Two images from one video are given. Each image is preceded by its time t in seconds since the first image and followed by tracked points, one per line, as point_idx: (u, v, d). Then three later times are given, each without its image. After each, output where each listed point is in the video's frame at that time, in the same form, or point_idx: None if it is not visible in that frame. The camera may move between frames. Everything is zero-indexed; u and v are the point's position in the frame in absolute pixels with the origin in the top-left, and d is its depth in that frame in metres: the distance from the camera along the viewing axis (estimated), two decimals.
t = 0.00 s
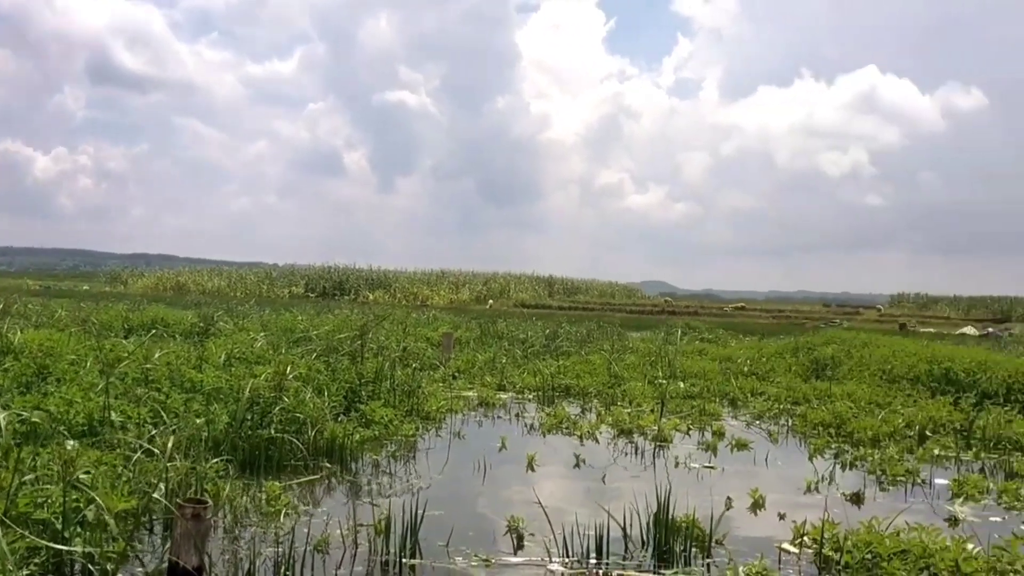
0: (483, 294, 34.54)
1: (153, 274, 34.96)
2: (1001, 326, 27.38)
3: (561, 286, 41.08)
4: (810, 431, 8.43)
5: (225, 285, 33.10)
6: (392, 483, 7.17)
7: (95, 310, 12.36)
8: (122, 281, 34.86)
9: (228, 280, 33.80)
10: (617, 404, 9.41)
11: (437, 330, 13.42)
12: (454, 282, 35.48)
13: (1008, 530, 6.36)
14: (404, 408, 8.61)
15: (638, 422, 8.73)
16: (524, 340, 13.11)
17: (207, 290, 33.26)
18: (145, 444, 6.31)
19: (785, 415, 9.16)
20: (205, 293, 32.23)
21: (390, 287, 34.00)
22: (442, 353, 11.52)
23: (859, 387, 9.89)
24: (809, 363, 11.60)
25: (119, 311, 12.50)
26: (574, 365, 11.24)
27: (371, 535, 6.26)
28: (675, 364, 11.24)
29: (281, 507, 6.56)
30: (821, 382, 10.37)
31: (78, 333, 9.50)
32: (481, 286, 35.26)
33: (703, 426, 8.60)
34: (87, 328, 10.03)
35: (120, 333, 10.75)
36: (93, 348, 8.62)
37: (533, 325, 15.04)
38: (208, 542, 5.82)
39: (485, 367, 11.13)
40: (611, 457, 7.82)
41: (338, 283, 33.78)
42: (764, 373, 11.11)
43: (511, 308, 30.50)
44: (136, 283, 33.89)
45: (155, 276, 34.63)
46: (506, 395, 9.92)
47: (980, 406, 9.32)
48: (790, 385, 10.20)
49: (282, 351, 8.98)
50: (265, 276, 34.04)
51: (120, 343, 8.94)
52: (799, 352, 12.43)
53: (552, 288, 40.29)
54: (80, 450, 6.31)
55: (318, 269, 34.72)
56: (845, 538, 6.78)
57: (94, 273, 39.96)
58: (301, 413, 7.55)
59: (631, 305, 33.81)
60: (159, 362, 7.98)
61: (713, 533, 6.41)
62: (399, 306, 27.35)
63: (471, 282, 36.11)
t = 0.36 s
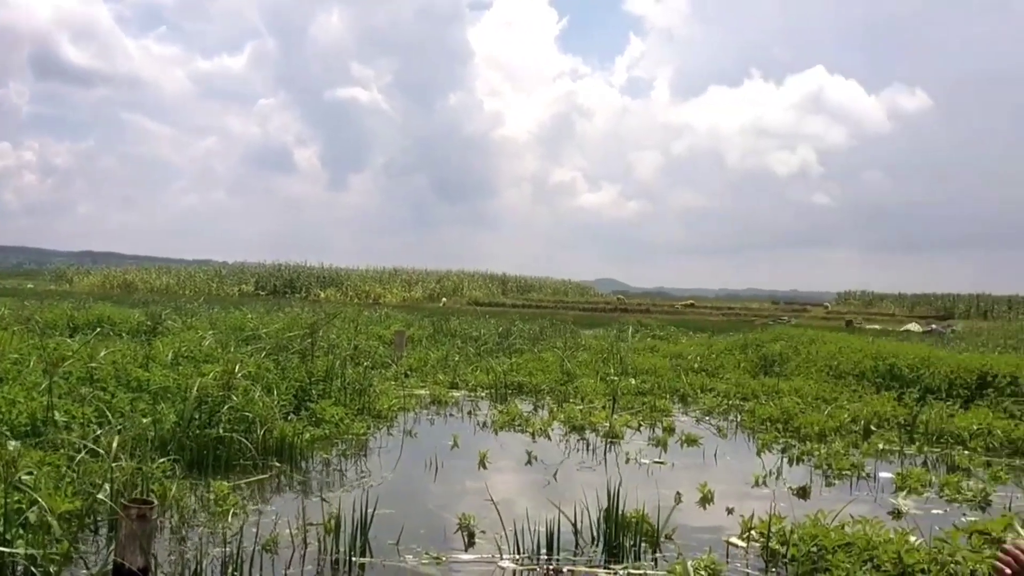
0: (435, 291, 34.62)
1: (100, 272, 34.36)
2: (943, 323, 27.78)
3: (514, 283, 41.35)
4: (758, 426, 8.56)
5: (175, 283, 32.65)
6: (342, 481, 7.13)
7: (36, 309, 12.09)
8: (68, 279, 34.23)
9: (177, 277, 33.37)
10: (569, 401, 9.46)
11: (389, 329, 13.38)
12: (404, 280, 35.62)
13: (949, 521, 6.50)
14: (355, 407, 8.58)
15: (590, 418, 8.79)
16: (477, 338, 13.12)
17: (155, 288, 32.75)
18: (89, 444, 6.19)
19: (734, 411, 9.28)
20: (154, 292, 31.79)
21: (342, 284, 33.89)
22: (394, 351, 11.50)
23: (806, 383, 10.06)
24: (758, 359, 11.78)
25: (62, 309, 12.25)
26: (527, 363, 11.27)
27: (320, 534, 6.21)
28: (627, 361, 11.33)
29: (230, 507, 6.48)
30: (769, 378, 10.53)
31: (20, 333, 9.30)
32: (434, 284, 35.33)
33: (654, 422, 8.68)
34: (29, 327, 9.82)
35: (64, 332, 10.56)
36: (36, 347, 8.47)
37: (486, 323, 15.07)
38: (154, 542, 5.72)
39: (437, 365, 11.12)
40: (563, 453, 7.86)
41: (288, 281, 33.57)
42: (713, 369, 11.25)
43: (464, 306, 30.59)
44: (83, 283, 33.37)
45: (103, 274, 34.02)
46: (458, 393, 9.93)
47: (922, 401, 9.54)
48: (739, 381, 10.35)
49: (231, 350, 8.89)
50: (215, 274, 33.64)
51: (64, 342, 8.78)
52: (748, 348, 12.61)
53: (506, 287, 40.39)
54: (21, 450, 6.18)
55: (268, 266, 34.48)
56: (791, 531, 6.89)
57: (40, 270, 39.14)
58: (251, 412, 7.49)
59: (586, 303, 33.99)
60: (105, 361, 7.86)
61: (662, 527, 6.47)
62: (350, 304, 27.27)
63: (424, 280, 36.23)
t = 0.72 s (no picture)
0: (404, 292, 34.66)
1: (64, 271, 33.94)
2: (904, 322, 28.01)
3: (483, 283, 41.52)
4: (725, 424, 8.63)
5: (141, 283, 32.32)
6: (310, 482, 7.11)
7: None
8: (31, 278, 33.79)
9: (143, 277, 33.04)
10: (537, 400, 9.48)
11: (357, 328, 13.34)
12: (373, 280, 35.52)
13: (911, 517, 6.58)
14: (322, 407, 8.55)
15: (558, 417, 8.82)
16: (446, 338, 13.12)
17: (121, 287, 32.38)
18: (50, 445, 6.11)
19: (701, 409, 9.35)
20: (119, 292, 31.45)
21: (310, 283, 33.75)
22: (362, 350, 11.48)
23: (772, 381, 10.16)
24: (724, 357, 11.89)
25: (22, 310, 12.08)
26: (496, 362, 11.28)
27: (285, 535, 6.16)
28: (595, 360, 11.37)
29: (194, 508, 6.41)
30: (736, 377, 10.63)
31: None
32: (403, 284, 35.40)
33: (621, 421, 8.73)
34: None
35: (26, 333, 10.42)
36: None
37: (453, 323, 15.09)
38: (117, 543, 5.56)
39: (405, 365, 11.11)
40: (531, 452, 7.88)
41: (255, 280, 33.40)
42: (681, 367, 11.33)
43: (433, 305, 30.61)
44: (46, 283, 32.87)
45: (67, 273, 33.60)
46: (426, 393, 9.94)
47: (885, 399, 9.67)
48: (706, 379, 10.42)
49: (197, 349, 8.82)
50: (181, 273, 33.34)
51: (26, 343, 8.66)
52: (715, 347, 12.71)
53: (474, 286, 40.34)
54: None
55: (235, 267, 34.30)
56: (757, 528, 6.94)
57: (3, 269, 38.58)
58: (216, 412, 7.44)
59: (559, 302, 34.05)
60: (67, 362, 7.77)
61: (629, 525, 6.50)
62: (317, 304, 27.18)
63: (394, 280, 36.27)
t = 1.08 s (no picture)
0: (375, 292, 34.67)
1: (29, 271, 33.49)
2: (867, 322, 28.19)
3: (454, 283, 41.56)
4: (694, 423, 8.70)
5: (108, 283, 31.98)
6: (279, 483, 7.07)
7: None
8: None
9: (110, 276, 32.69)
10: (508, 400, 9.50)
11: (327, 329, 13.28)
12: (344, 280, 35.39)
13: (876, 514, 6.64)
14: (291, 408, 8.51)
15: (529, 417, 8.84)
16: (416, 338, 13.11)
17: (87, 287, 32.00)
18: (14, 448, 6.02)
19: (670, 408, 9.41)
20: (85, 292, 31.09)
21: (279, 283, 33.62)
22: (332, 351, 11.45)
23: (741, 380, 10.25)
24: (694, 357, 11.98)
25: None
26: (467, 362, 11.29)
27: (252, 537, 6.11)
28: (566, 360, 11.41)
29: (161, 511, 6.35)
30: (705, 376, 10.72)
31: None
32: (374, 284, 35.41)
33: (592, 421, 8.76)
34: None
35: None
36: None
37: (424, 323, 15.09)
38: (81, 547, 5.49)
39: (375, 365, 11.10)
40: (502, 452, 7.89)
41: (224, 280, 33.22)
42: (651, 367, 11.40)
43: (403, 305, 30.62)
44: (11, 283, 32.40)
45: (31, 273, 33.14)
46: (397, 393, 9.95)
47: (852, 397, 9.78)
48: (676, 378, 10.49)
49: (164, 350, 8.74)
50: (149, 273, 33.01)
51: None
52: (684, 346, 12.80)
53: (445, 286, 40.25)
54: None
55: (204, 266, 34.07)
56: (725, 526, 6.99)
57: None
58: (184, 413, 7.38)
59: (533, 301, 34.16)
60: (32, 363, 7.67)
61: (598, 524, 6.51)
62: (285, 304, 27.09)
63: (365, 279, 36.25)
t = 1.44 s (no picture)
0: (343, 292, 34.70)
1: None
2: (832, 322, 28.37)
3: (423, 283, 41.59)
4: (662, 423, 8.75)
5: (72, 283, 31.60)
6: (245, 485, 7.02)
7: None
8: None
9: (74, 276, 32.30)
10: (477, 400, 9.51)
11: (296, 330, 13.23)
12: (312, 280, 35.26)
13: (840, 512, 6.70)
14: (258, 409, 8.46)
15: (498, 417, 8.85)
16: (385, 338, 13.10)
17: (50, 286, 31.58)
18: None
19: (639, 408, 9.46)
20: (48, 292, 30.69)
21: (246, 284, 33.47)
22: (300, 351, 11.42)
23: (709, 379, 10.35)
24: (662, 357, 12.08)
25: None
26: (436, 362, 11.29)
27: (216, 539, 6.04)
28: (536, 359, 11.44)
29: (125, 513, 6.26)
30: (673, 376, 10.79)
31: None
32: (343, 284, 35.43)
33: (561, 421, 8.79)
34: None
35: None
36: None
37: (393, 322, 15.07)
38: (42, 550, 5.40)
39: (344, 366, 11.08)
40: (470, 453, 7.89)
41: (191, 280, 33.02)
42: (620, 366, 11.46)
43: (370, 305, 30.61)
44: None
45: None
46: (366, 393, 9.95)
47: (818, 397, 9.89)
48: (644, 378, 10.54)
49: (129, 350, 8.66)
50: (115, 273, 32.65)
51: None
52: (653, 346, 12.88)
53: (415, 286, 40.21)
54: None
55: (171, 266, 33.80)
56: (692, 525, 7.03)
57: None
58: (149, 414, 7.31)
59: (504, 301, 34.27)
60: None
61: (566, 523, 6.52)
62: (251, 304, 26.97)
63: (333, 279, 36.18)
